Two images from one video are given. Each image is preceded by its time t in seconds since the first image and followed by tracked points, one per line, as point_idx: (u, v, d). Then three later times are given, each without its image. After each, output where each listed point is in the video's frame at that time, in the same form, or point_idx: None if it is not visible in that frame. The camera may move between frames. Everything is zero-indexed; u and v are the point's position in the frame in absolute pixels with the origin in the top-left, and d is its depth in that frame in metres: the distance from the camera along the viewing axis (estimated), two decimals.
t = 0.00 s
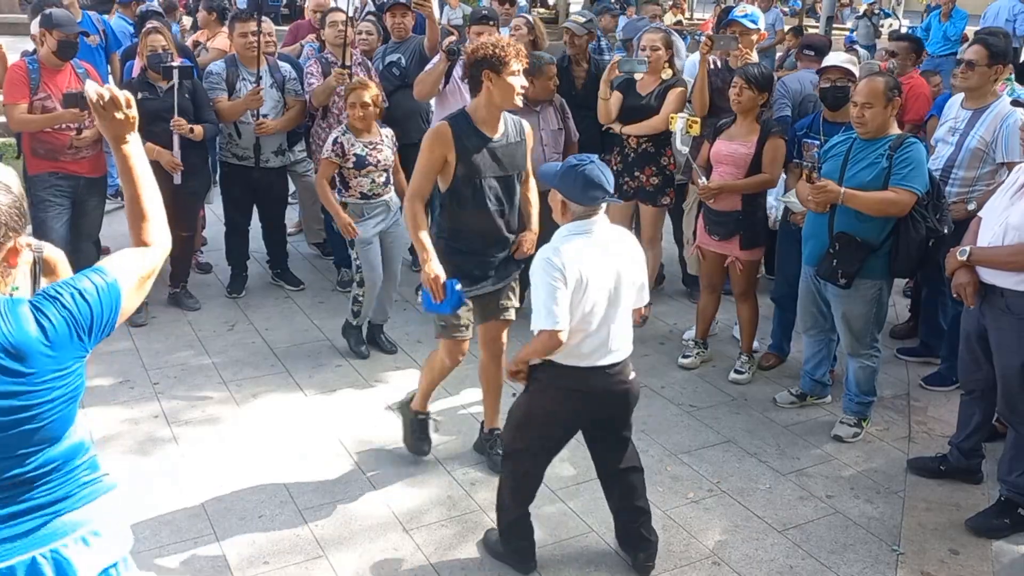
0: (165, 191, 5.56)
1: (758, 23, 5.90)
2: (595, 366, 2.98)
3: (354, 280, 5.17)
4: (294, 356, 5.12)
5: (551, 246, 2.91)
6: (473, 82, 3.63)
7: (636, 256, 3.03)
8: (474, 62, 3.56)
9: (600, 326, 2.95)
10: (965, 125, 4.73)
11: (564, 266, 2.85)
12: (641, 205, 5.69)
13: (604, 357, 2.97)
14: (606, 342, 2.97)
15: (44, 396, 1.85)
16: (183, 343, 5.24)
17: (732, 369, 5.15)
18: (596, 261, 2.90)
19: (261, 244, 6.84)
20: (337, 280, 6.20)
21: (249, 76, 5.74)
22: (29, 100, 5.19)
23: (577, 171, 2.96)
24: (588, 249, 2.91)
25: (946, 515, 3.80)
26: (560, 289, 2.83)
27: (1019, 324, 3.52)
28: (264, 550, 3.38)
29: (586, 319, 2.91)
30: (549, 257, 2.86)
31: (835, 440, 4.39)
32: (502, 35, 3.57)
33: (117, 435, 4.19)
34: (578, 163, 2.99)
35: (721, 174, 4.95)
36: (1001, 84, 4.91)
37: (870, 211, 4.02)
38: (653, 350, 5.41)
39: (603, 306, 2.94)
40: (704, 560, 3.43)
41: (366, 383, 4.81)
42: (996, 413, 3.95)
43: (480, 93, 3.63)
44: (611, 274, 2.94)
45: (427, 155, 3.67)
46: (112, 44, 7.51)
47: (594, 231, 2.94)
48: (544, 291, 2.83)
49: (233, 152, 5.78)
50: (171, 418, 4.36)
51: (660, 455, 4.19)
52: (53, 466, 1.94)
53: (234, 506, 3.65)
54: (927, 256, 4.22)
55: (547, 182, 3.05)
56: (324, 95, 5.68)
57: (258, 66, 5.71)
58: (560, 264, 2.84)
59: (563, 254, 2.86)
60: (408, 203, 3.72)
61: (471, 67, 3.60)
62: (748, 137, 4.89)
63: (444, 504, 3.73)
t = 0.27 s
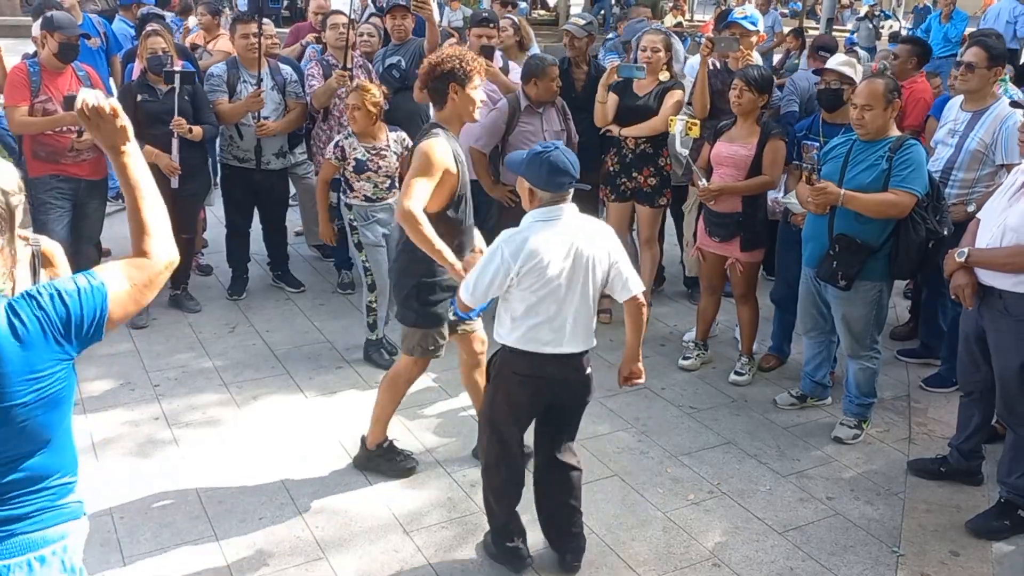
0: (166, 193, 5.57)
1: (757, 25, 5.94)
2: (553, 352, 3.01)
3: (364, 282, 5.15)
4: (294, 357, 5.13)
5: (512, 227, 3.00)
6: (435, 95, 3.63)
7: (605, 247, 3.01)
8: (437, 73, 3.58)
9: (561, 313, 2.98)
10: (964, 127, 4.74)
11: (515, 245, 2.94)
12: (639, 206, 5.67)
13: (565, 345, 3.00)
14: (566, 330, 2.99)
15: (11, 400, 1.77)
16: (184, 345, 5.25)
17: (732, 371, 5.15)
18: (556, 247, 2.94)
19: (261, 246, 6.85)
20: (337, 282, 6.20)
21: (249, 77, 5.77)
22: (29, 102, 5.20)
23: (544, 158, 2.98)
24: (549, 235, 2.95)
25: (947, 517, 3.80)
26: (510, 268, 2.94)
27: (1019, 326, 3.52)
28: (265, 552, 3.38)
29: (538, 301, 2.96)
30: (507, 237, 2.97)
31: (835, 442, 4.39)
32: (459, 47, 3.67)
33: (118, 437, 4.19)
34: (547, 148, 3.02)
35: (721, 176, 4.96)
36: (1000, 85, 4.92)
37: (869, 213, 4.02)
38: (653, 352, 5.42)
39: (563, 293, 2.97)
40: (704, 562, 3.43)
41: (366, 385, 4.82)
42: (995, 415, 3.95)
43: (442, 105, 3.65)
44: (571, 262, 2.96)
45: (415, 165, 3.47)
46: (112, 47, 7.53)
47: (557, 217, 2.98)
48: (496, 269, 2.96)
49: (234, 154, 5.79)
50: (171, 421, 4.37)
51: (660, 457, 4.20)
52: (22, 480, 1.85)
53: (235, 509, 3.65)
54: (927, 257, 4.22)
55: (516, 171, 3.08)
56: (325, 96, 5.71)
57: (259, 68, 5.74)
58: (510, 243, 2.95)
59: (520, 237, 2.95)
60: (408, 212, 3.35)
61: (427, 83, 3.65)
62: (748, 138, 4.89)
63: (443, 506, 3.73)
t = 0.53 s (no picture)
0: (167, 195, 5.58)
1: (760, 27, 5.94)
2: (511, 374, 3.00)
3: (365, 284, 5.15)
4: (296, 360, 5.13)
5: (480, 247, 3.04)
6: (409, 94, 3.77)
7: (574, 271, 2.99)
8: (416, 74, 3.75)
9: (521, 335, 2.97)
10: (965, 129, 4.74)
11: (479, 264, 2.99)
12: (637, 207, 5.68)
13: (523, 367, 2.99)
14: (524, 353, 2.98)
15: None
16: (185, 348, 5.25)
17: (733, 373, 5.15)
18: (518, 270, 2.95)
19: (263, 248, 6.86)
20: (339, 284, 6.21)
21: (250, 79, 5.80)
22: (31, 105, 5.21)
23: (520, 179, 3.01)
24: (513, 256, 2.95)
25: (947, 519, 3.80)
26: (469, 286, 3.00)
27: (1019, 328, 3.52)
28: (265, 554, 3.39)
29: (502, 321, 2.98)
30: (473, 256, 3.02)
31: (836, 444, 4.39)
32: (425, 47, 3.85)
33: (119, 439, 4.20)
34: (520, 169, 3.05)
35: (722, 178, 4.96)
36: (1001, 88, 4.92)
37: (869, 215, 4.02)
38: (654, 354, 5.42)
39: (524, 315, 2.97)
40: (705, 564, 3.43)
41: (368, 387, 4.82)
42: (996, 417, 3.95)
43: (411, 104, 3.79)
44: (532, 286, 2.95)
45: (421, 169, 3.53)
46: (114, 49, 7.54)
47: (524, 238, 2.98)
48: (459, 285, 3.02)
49: (234, 156, 5.80)
50: (172, 423, 4.37)
51: (661, 459, 4.20)
52: None
53: (235, 511, 3.65)
54: (928, 259, 4.22)
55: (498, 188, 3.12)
56: (326, 97, 5.73)
57: (262, 70, 5.76)
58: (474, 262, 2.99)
59: (484, 257, 2.98)
60: (432, 223, 3.53)
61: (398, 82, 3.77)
62: (749, 140, 4.90)
63: (444, 508, 3.73)
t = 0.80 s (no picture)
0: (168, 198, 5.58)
1: (765, 27, 5.91)
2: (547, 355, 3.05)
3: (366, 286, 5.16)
4: (297, 361, 5.14)
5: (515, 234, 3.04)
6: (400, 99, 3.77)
7: (605, 247, 3.10)
8: (404, 80, 3.75)
9: (559, 316, 3.02)
10: (966, 130, 4.74)
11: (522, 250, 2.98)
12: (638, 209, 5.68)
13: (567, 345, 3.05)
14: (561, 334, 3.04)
15: None
16: (185, 350, 5.26)
17: (734, 374, 5.15)
18: (554, 251, 2.99)
19: (264, 250, 6.86)
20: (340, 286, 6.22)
21: (249, 82, 5.79)
22: (31, 108, 5.22)
23: (547, 161, 3.05)
24: (548, 238, 2.99)
25: (949, 520, 3.80)
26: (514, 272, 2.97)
27: (1020, 329, 3.52)
28: (266, 556, 3.39)
29: (546, 304, 3.01)
30: (508, 243, 3.00)
31: (838, 445, 4.39)
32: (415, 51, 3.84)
33: (120, 442, 4.20)
34: (546, 153, 3.08)
35: (723, 179, 4.96)
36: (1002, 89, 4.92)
37: (869, 216, 4.03)
38: (655, 355, 5.42)
39: (561, 297, 3.01)
40: (706, 566, 3.43)
41: (369, 389, 4.83)
42: (997, 418, 3.95)
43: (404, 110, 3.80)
44: (568, 267, 3.01)
45: (400, 179, 3.57)
46: (116, 52, 7.57)
47: (558, 220, 3.04)
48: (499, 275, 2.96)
49: (234, 158, 5.80)
50: (174, 425, 4.37)
51: (662, 460, 4.20)
52: None
53: (236, 513, 3.66)
54: (929, 260, 4.22)
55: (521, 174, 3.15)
56: (326, 100, 5.72)
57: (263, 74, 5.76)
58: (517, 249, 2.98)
59: (523, 241, 2.99)
60: (410, 237, 3.58)
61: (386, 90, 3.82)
62: (750, 142, 4.91)
63: (445, 509, 3.74)
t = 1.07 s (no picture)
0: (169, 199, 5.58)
1: (771, 28, 5.88)
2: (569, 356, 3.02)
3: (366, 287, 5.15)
4: (298, 363, 5.13)
5: (550, 239, 2.93)
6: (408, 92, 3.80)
7: (630, 244, 3.08)
8: (414, 75, 3.76)
9: (596, 319, 3.00)
10: (968, 130, 4.73)
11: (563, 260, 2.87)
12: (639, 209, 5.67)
13: (601, 345, 3.05)
14: (585, 336, 3.01)
15: None
16: (186, 351, 5.25)
17: (735, 375, 5.14)
18: (590, 257, 2.92)
19: (264, 251, 6.86)
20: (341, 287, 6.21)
21: (247, 83, 5.77)
22: (31, 110, 5.21)
23: (581, 162, 2.96)
24: (584, 244, 2.92)
25: (951, 520, 3.79)
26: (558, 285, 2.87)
27: (1022, 328, 3.51)
28: (267, 558, 3.38)
29: (585, 309, 2.97)
30: (545, 248, 2.89)
31: (840, 445, 4.38)
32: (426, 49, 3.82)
33: (120, 443, 4.19)
34: (579, 154, 2.99)
35: (724, 179, 4.96)
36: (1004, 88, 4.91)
37: (871, 215, 4.01)
38: (657, 356, 5.41)
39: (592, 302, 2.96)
40: (708, 567, 3.42)
41: (370, 390, 4.82)
42: (1000, 418, 3.94)
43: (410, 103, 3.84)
44: (601, 272, 2.95)
45: (378, 167, 3.68)
46: (116, 54, 7.57)
47: (591, 223, 2.97)
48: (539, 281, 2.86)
49: (234, 160, 5.80)
50: (174, 427, 4.37)
51: (663, 461, 4.19)
52: None
53: (236, 514, 3.65)
54: (930, 259, 4.21)
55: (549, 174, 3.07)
56: (325, 101, 5.71)
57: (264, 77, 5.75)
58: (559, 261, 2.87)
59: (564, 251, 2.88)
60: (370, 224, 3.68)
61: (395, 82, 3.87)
62: (751, 142, 4.90)
63: (446, 511, 3.73)
